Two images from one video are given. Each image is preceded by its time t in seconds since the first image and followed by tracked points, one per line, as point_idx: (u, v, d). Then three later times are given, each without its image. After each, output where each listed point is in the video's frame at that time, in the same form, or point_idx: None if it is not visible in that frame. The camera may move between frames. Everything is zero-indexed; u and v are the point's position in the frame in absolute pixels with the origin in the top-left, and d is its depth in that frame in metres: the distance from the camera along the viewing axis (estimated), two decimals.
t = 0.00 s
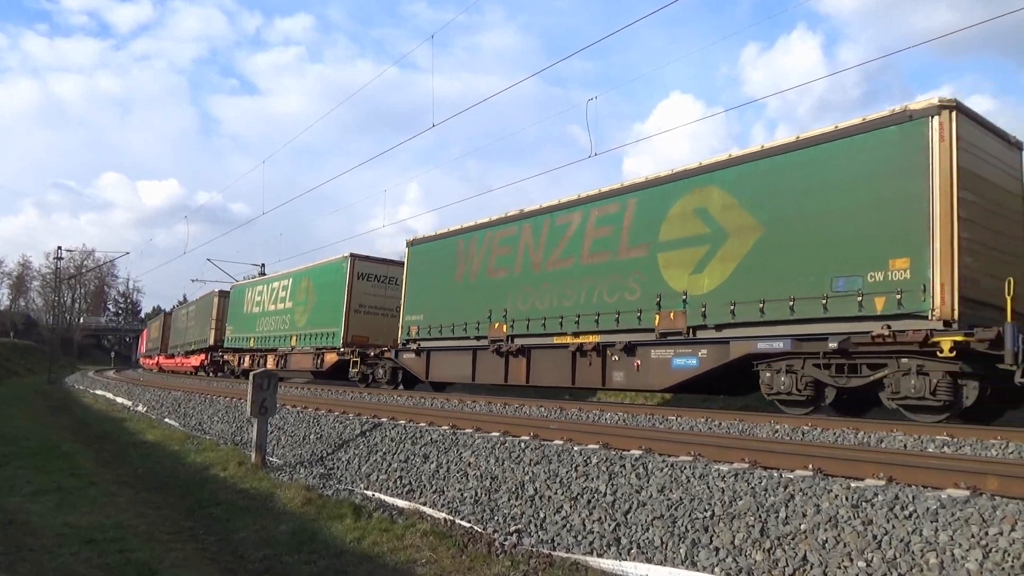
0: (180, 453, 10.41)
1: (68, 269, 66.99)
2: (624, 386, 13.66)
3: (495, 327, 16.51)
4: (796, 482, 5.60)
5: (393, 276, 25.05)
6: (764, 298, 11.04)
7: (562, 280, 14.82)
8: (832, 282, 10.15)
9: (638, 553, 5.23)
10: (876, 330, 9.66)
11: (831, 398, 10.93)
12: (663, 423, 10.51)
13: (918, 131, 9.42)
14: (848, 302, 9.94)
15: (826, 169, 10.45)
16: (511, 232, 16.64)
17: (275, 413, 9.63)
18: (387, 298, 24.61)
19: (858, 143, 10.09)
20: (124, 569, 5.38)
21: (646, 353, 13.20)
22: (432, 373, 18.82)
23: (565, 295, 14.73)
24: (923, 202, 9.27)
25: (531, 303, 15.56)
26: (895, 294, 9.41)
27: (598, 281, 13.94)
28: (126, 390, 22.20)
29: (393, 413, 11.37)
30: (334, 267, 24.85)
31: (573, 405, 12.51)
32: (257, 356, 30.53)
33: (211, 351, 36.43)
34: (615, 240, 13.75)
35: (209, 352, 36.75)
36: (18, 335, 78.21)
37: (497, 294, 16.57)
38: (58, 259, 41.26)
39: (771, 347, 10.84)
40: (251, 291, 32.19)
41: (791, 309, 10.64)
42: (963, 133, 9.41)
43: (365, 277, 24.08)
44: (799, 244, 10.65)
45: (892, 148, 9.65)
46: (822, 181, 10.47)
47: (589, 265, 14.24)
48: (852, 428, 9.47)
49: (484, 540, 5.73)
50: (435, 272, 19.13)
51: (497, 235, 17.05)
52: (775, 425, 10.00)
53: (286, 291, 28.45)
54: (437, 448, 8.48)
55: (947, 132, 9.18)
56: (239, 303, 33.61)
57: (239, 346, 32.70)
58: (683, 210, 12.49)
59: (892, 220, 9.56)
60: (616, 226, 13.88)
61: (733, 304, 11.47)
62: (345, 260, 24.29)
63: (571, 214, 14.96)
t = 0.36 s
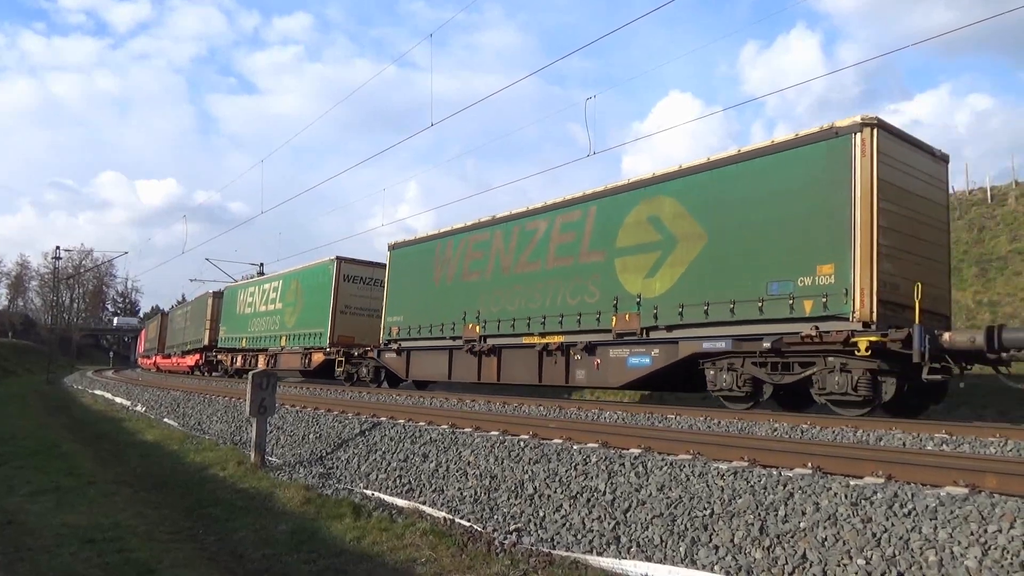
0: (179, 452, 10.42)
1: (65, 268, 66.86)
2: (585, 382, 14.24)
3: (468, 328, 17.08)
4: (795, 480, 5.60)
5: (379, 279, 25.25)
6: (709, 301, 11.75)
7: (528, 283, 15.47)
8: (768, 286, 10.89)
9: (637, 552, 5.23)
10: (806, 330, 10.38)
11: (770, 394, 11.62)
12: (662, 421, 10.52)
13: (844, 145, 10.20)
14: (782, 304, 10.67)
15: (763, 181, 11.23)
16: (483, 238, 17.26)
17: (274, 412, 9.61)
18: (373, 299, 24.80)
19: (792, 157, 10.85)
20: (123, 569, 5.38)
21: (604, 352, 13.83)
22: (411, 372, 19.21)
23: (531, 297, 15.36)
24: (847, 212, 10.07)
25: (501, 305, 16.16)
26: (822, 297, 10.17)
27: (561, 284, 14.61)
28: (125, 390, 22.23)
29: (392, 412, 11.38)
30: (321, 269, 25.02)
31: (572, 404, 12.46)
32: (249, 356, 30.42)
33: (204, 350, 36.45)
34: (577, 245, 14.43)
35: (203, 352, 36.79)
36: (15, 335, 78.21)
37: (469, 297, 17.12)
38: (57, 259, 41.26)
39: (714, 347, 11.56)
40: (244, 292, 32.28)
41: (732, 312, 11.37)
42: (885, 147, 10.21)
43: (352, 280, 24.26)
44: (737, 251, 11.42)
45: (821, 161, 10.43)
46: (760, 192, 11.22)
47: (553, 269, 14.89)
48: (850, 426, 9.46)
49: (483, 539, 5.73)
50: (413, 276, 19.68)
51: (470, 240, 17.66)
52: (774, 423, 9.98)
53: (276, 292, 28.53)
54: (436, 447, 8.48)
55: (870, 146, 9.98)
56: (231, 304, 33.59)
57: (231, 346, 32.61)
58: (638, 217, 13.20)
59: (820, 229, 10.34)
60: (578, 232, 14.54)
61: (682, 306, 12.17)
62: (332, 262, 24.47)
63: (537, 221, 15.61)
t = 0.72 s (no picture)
0: (178, 451, 10.42)
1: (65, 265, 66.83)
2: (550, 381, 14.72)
3: (445, 329, 17.72)
4: (794, 480, 5.60)
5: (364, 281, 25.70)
6: (660, 305, 12.43)
7: (499, 287, 16.15)
8: (713, 291, 11.56)
9: (636, 552, 5.22)
10: (747, 333, 10.98)
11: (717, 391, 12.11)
12: (661, 421, 10.53)
13: (779, 160, 10.86)
14: (725, 308, 11.35)
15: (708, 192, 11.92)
16: (461, 243, 17.94)
17: (274, 412, 9.60)
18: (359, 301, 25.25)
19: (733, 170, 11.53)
20: (122, 568, 5.38)
21: (568, 352, 14.29)
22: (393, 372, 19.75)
23: (502, 300, 16.02)
24: (781, 223, 10.73)
25: (475, 307, 16.81)
26: (759, 302, 10.84)
27: (529, 288, 15.28)
28: (124, 389, 22.29)
29: (391, 412, 11.37)
30: (309, 271, 25.32)
31: (572, 404, 12.42)
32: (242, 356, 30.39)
33: (199, 350, 36.49)
34: (544, 251, 15.11)
35: (198, 352, 36.82)
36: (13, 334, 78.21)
37: (447, 299, 17.75)
38: (55, 258, 41.22)
39: (665, 348, 12.10)
40: (236, 293, 32.44)
41: (681, 315, 12.04)
42: (818, 161, 10.89)
43: (339, 282, 24.66)
44: (684, 258, 12.13)
45: (758, 175, 11.10)
46: (706, 202, 11.90)
47: (522, 273, 15.56)
48: (849, 426, 9.46)
49: (482, 539, 5.73)
50: (397, 277, 20.33)
51: (449, 244, 18.33)
52: (773, 423, 9.97)
53: (267, 293, 28.69)
54: (435, 447, 8.47)
55: (802, 161, 10.64)
56: (224, 305, 33.66)
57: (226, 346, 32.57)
58: (599, 225, 13.90)
59: (757, 238, 11.01)
60: (545, 238, 15.22)
61: (638, 309, 12.82)
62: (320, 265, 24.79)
63: (508, 228, 16.29)
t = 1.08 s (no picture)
0: (177, 451, 10.42)
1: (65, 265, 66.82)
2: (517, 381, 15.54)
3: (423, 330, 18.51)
4: (793, 481, 5.61)
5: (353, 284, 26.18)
6: (617, 309, 13.19)
7: (473, 291, 16.91)
8: (664, 296, 12.33)
9: (635, 552, 5.24)
10: (694, 335, 11.71)
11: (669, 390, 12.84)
12: (660, 422, 10.56)
13: (724, 174, 11.67)
14: (674, 313, 12.12)
15: (660, 203, 12.71)
16: (439, 248, 18.73)
17: (273, 412, 9.61)
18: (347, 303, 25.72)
19: (682, 183, 12.33)
20: (121, 568, 5.38)
21: (535, 353, 15.00)
22: (376, 370, 20.51)
23: (474, 304, 16.80)
24: (724, 233, 11.54)
25: (450, 310, 17.58)
26: (704, 306, 11.63)
27: (499, 292, 16.04)
28: (123, 388, 22.29)
29: (390, 412, 11.39)
30: (298, 274, 25.72)
31: (570, 405, 12.46)
32: (237, 356, 30.34)
33: (193, 350, 36.47)
34: (513, 256, 15.86)
35: (193, 352, 36.84)
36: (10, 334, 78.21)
37: (425, 302, 18.53)
38: (54, 258, 41.18)
39: (622, 349, 12.89)
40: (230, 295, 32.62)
41: (635, 318, 12.79)
42: (760, 175, 11.71)
43: (328, 285, 25.08)
44: (639, 266, 12.91)
45: (704, 188, 11.91)
46: (659, 213, 12.69)
47: (493, 278, 16.31)
48: (848, 427, 9.49)
49: (481, 539, 5.74)
50: (381, 281, 21.10)
51: (428, 249, 19.12)
52: (772, 424, 10.00)
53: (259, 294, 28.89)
54: (434, 447, 8.48)
55: (744, 175, 11.47)
56: (219, 306, 33.76)
57: (221, 346, 32.53)
58: (564, 233, 14.68)
59: (703, 247, 11.81)
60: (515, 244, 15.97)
61: (598, 312, 13.57)
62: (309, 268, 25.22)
63: (482, 234, 17.06)
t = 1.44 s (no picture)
0: (175, 451, 9.97)
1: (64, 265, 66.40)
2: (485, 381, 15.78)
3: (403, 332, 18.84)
4: (791, 481, 5.18)
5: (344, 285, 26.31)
6: (581, 312, 13.50)
7: (447, 295, 17.23)
8: (621, 301, 12.66)
9: (634, 553, 4.87)
10: (647, 337, 12.06)
11: (628, 389, 13.17)
12: (658, 423, 10.19)
13: (677, 184, 12.06)
14: (631, 316, 12.44)
15: (619, 212, 13.08)
16: (418, 253, 19.05)
17: (273, 412, 9.15)
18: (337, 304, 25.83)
19: (639, 192, 12.72)
20: (120, 568, 4.95)
21: (506, 353, 15.23)
22: (360, 370, 20.75)
23: (449, 308, 17.13)
24: (677, 240, 11.87)
25: (426, 314, 17.92)
26: (657, 310, 11.97)
27: (471, 297, 16.34)
28: (121, 388, 21.99)
29: (391, 412, 10.97)
30: (289, 276, 25.91)
31: (570, 405, 12.08)
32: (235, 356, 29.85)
33: (189, 350, 36.07)
34: (484, 262, 16.16)
35: (188, 352, 36.47)
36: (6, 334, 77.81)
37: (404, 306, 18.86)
38: (53, 258, 40.75)
39: (584, 350, 13.21)
40: (225, 296, 32.46)
41: (595, 322, 13.10)
42: (710, 186, 12.07)
43: (318, 286, 25.20)
44: (598, 272, 13.24)
45: (659, 197, 12.29)
46: (619, 221, 13.04)
47: (466, 283, 16.60)
48: (844, 427, 9.09)
49: (479, 539, 5.34)
50: (364, 285, 21.42)
51: (409, 254, 19.46)
52: (771, 424, 9.62)
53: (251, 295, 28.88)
54: (433, 447, 8.05)
55: (696, 185, 11.84)
56: (214, 306, 33.53)
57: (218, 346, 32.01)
58: (532, 239, 15.00)
59: (657, 254, 12.16)
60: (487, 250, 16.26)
61: (562, 315, 13.85)
62: (299, 270, 25.35)
63: (456, 240, 17.37)
